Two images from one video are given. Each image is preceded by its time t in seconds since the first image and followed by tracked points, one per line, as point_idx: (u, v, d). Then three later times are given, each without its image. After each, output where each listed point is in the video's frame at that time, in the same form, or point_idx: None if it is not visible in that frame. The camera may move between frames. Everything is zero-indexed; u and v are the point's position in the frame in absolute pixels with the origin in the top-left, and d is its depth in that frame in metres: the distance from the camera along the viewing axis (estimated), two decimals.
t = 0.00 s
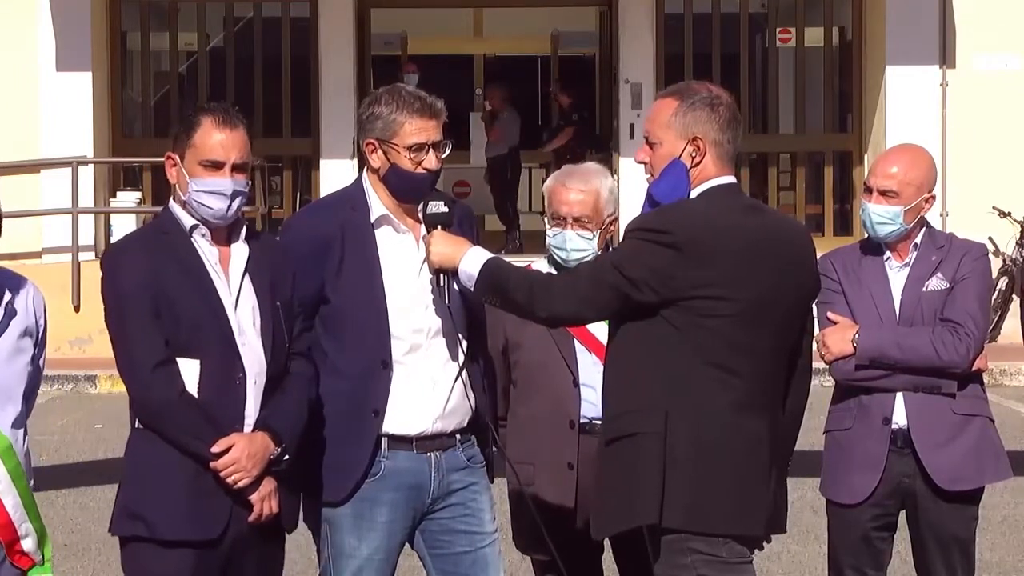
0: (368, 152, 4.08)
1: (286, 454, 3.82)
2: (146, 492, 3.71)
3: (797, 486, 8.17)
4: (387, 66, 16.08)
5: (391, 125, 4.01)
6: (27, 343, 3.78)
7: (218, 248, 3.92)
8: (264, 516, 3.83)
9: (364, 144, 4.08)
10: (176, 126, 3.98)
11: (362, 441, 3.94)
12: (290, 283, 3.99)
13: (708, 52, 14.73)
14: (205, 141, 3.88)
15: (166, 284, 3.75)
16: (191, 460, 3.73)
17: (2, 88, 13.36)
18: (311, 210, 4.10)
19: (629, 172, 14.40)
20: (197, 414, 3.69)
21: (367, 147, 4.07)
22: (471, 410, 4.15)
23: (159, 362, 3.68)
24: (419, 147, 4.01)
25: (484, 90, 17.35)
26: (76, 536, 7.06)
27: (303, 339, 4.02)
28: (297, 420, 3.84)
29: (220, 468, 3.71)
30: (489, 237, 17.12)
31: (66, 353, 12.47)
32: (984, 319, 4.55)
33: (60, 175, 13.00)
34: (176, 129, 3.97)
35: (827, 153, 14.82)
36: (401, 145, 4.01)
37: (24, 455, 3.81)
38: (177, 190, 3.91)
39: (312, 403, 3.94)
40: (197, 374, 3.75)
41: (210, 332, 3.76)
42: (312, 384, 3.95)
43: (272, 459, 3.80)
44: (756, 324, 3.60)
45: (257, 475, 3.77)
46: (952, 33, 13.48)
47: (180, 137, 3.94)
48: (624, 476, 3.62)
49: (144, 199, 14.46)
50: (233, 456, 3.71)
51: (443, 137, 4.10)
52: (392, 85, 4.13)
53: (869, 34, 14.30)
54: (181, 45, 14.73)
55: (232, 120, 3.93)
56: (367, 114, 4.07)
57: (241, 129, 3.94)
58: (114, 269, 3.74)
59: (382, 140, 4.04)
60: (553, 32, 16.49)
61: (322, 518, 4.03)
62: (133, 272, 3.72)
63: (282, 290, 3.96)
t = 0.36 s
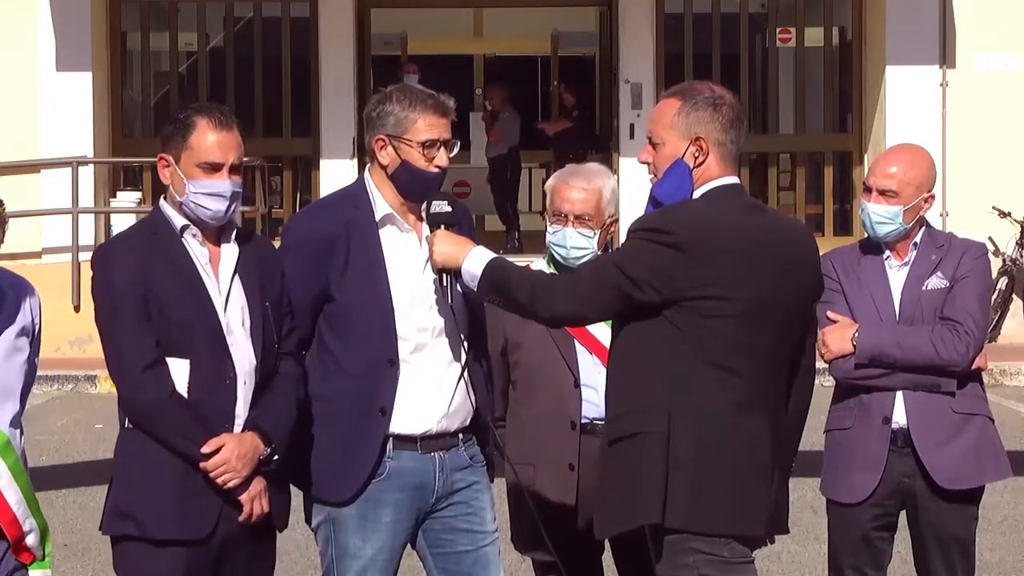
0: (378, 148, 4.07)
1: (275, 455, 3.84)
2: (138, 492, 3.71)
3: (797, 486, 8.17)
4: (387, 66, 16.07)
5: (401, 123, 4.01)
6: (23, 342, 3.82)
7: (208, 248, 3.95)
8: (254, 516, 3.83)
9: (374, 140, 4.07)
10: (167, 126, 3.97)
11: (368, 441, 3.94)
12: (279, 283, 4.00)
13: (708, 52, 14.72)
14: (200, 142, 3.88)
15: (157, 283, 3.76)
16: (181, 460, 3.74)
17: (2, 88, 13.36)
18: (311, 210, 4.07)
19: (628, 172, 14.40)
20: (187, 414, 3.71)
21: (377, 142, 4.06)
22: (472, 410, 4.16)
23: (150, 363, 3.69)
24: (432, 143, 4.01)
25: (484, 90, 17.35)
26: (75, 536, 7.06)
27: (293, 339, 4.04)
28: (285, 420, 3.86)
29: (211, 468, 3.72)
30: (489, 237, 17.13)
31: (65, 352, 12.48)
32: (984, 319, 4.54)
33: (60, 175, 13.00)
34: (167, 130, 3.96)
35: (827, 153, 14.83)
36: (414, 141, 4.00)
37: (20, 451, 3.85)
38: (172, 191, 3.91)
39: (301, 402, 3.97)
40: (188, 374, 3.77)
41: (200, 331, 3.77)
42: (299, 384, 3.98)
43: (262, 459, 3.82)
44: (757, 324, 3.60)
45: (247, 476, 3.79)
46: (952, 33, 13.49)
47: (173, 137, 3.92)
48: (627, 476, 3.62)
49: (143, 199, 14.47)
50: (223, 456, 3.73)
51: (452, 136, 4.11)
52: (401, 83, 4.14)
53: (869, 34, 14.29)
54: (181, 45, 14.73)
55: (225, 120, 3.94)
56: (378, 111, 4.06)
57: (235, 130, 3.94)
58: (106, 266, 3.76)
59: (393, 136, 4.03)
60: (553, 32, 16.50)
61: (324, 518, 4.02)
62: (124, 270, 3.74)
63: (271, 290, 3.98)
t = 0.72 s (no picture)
0: (375, 150, 4.08)
1: (271, 453, 3.82)
2: (135, 491, 3.71)
3: (797, 486, 8.17)
4: (387, 66, 16.07)
5: (397, 124, 4.01)
6: (39, 341, 3.98)
7: (201, 249, 3.88)
8: (251, 514, 3.83)
9: (371, 142, 4.08)
10: (167, 129, 3.87)
11: (369, 440, 3.94)
12: (274, 282, 3.99)
13: (708, 52, 14.72)
14: (201, 158, 3.80)
15: (151, 284, 3.74)
16: (177, 459, 3.73)
17: (2, 88, 13.35)
18: (312, 210, 4.09)
19: (628, 172, 14.41)
20: (182, 413, 3.69)
21: (374, 144, 4.07)
22: (472, 410, 4.15)
23: (145, 362, 3.68)
24: (429, 143, 4.01)
25: (484, 90, 17.35)
26: (75, 536, 7.07)
27: (287, 339, 4.03)
28: (279, 420, 3.85)
29: (207, 467, 3.71)
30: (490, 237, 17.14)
31: (66, 352, 12.49)
32: (984, 318, 4.54)
33: (60, 175, 13.00)
34: (168, 136, 3.86)
35: (827, 153, 14.83)
36: (411, 141, 4.00)
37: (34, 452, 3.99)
38: (173, 201, 3.84)
39: (294, 402, 3.96)
40: (182, 373, 3.74)
41: (194, 329, 3.75)
42: (294, 383, 3.98)
43: (259, 457, 3.80)
44: (758, 324, 3.60)
45: (243, 474, 3.77)
46: (953, 33, 13.49)
47: (172, 145, 3.83)
48: (628, 476, 3.62)
49: (144, 199, 14.47)
50: (219, 454, 3.71)
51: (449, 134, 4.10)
52: (398, 85, 4.14)
53: (869, 34, 14.28)
54: (181, 45, 14.74)
55: (229, 136, 3.85)
56: (375, 113, 4.07)
57: (236, 143, 3.85)
58: (101, 267, 3.74)
59: (389, 137, 4.03)
60: (553, 32, 16.50)
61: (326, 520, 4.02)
62: (119, 271, 3.72)
63: (265, 290, 3.96)
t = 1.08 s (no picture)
0: (368, 153, 4.08)
1: (271, 452, 3.82)
2: (135, 491, 3.71)
3: (797, 486, 8.17)
4: (387, 66, 16.08)
5: (390, 126, 4.01)
6: (58, 341, 3.90)
7: (200, 249, 3.88)
8: (250, 514, 3.83)
9: (364, 144, 4.08)
10: (164, 129, 3.87)
11: (363, 440, 3.94)
12: (271, 282, 3.99)
13: (708, 52, 14.72)
14: (200, 156, 3.80)
15: (150, 283, 3.74)
16: (177, 459, 3.73)
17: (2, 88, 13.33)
18: (311, 210, 4.10)
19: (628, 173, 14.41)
20: (182, 412, 3.70)
21: (367, 147, 4.07)
22: (470, 410, 4.15)
23: (144, 362, 3.68)
24: (418, 148, 4.00)
25: (484, 90, 17.36)
26: (75, 536, 7.07)
27: (286, 339, 4.03)
28: (278, 420, 3.85)
29: (207, 466, 3.71)
30: (490, 237, 17.15)
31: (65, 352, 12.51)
32: (984, 319, 4.54)
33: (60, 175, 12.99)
34: (165, 136, 3.85)
35: (827, 153, 14.83)
36: (400, 146, 4.00)
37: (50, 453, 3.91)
38: (171, 201, 3.84)
39: (294, 401, 3.96)
40: (182, 372, 3.74)
41: (192, 329, 3.75)
42: (294, 383, 3.97)
43: (258, 457, 3.80)
44: (760, 324, 3.60)
45: (243, 474, 3.78)
46: (953, 34, 13.49)
47: (170, 145, 3.83)
48: (627, 477, 3.62)
49: (143, 199, 14.48)
50: (219, 454, 3.71)
51: (443, 139, 4.09)
52: (392, 87, 4.13)
53: (869, 34, 14.27)
54: (181, 45, 14.74)
55: (227, 134, 3.85)
56: (367, 115, 4.07)
57: (235, 147, 3.86)
58: (100, 268, 3.74)
59: (381, 140, 4.03)
60: (553, 32, 16.51)
61: (322, 519, 4.02)
62: (118, 271, 3.72)
63: (263, 290, 3.96)
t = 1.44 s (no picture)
0: (379, 159, 4.06)
1: (272, 452, 3.82)
2: (136, 492, 3.70)
3: (797, 486, 8.17)
4: (387, 65, 16.10)
5: (405, 137, 3.98)
6: (63, 341, 3.90)
7: (202, 249, 3.88)
8: (252, 514, 3.82)
9: (375, 150, 4.06)
10: (166, 129, 3.87)
11: (360, 442, 3.94)
12: (274, 282, 3.98)
13: (708, 52, 14.73)
14: (201, 155, 3.79)
15: (151, 283, 3.73)
16: (179, 459, 3.73)
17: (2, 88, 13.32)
18: (310, 210, 4.10)
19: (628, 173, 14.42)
20: (183, 413, 3.69)
21: (378, 153, 4.05)
22: (466, 409, 4.15)
23: (146, 363, 3.68)
24: (431, 165, 4.00)
25: (484, 90, 17.37)
26: (74, 536, 7.06)
27: (287, 339, 4.01)
28: (280, 419, 3.84)
29: (209, 467, 3.70)
30: (490, 237, 17.16)
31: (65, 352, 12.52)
32: (985, 319, 4.54)
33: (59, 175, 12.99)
34: (166, 135, 3.85)
35: (827, 153, 14.83)
36: (414, 161, 3.99)
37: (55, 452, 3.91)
38: (172, 199, 3.84)
39: (296, 402, 3.95)
40: (184, 373, 3.74)
41: (193, 330, 3.74)
42: (296, 383, 3.96)
43: (260, 457, 3.80)
44: (761, 323, 3.60)
45: (245, 474, 3.77)
46: (953, 34, 13.50)
47: (171, 144, 3.83)
48: (625, 478, 3.62)
49: (143, 199, 14.49)
50: (221, 454, 3.70)
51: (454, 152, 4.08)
52: (409, 92, 4.09)
53: (869, 33, 14.27)
54: (181, 45, 14.74)
55: (229, 133, 3.85)
56: (382, 120, 4.03)
57: (236, 146, 3.85)
58: (99, 268, 3.73)
59: (395, 150, 4.01)
60: (553, 32, 16.52)
61: (319, 519, 4.02)
62: (120, 271, 3.71)
63: (265, 290, 3.95)
